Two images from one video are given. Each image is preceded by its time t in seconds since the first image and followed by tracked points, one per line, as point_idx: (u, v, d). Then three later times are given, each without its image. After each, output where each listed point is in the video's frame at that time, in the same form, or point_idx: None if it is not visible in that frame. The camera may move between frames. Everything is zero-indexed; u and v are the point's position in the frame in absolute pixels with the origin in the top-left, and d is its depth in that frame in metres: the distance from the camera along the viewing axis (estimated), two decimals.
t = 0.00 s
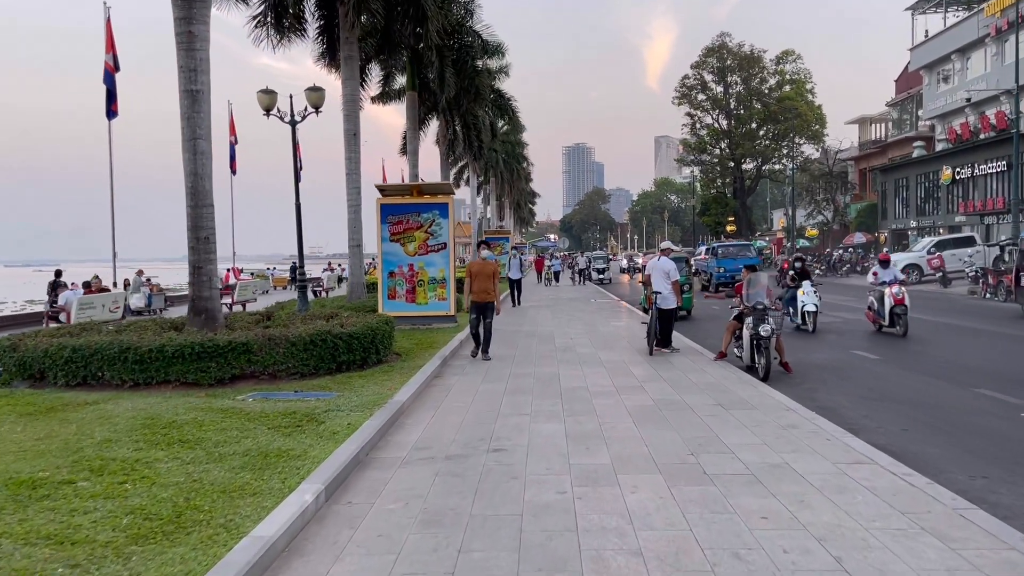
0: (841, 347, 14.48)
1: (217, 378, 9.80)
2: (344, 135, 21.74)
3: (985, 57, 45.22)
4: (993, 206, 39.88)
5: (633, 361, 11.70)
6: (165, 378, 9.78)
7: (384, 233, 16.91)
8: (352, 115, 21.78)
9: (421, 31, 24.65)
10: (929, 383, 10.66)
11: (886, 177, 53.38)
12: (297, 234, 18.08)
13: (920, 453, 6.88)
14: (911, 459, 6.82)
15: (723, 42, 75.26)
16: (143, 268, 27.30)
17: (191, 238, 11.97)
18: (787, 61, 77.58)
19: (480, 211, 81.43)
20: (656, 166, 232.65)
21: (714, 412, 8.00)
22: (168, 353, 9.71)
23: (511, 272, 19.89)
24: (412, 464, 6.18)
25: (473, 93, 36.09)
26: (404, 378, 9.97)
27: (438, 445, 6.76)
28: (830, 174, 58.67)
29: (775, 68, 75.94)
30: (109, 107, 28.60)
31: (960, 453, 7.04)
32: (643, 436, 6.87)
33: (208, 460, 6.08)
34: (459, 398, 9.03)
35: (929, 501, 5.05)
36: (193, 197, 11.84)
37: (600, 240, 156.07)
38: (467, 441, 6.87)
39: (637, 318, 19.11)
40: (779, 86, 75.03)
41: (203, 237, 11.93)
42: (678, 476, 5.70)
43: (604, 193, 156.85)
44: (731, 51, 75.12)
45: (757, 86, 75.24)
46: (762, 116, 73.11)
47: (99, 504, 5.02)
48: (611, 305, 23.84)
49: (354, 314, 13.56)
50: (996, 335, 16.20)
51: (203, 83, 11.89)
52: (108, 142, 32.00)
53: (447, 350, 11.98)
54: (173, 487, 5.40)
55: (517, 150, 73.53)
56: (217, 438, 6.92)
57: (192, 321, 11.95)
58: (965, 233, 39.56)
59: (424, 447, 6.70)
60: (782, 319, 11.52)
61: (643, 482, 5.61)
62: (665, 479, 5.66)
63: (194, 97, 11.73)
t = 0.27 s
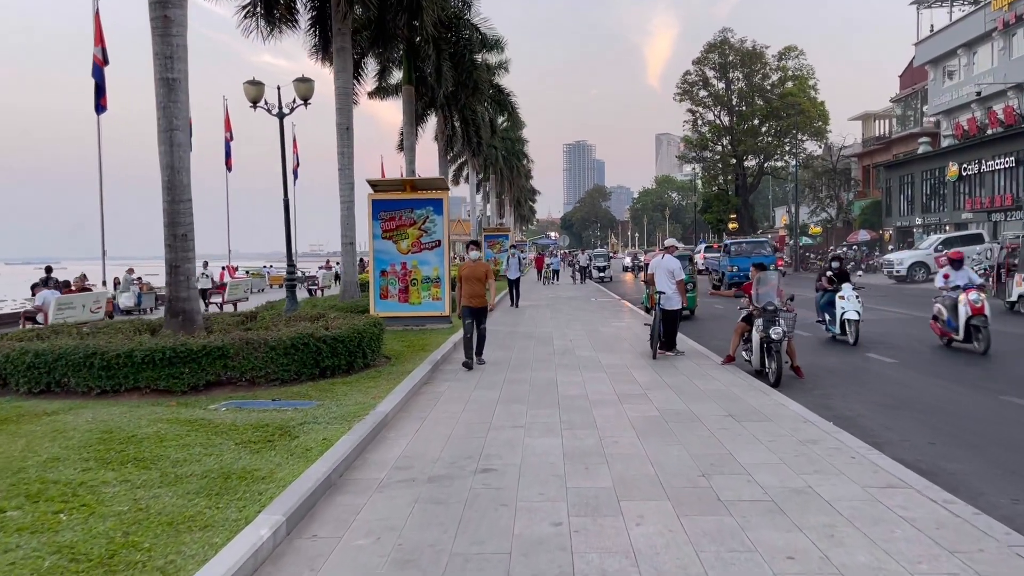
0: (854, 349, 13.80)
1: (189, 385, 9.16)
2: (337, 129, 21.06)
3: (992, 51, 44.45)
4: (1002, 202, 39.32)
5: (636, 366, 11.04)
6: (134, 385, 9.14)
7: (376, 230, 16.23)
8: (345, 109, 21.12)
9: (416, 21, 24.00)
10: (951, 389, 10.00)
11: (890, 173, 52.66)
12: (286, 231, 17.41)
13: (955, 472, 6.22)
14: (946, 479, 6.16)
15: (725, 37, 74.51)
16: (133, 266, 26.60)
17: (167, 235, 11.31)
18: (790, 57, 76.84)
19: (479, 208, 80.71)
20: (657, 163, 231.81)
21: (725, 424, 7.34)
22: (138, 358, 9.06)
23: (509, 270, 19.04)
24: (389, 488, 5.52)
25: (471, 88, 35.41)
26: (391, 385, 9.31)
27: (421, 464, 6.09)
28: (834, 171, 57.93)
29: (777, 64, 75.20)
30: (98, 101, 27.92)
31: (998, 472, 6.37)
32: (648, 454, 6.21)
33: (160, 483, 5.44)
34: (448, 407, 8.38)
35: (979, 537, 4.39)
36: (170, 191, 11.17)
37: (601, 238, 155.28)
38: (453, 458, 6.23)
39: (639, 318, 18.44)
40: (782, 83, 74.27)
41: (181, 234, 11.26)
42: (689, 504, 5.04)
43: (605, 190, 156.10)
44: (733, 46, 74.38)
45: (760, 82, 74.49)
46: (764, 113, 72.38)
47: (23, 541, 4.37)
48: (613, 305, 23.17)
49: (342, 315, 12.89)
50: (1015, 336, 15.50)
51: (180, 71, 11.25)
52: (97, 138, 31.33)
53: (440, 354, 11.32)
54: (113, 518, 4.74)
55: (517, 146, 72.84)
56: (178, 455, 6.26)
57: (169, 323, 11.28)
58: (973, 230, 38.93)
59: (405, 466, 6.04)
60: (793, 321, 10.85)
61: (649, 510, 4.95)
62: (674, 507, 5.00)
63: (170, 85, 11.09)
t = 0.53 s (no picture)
0: (869, 353, 13.13)
1: (160, 395, 8.50)
2: (329, 124, 20.40)
3: (999, 46, 43.72)
4: (1010, 199, 38.59)
5: (640, 372, 10.39)
6: (100, 394, 8.49)
7: (368, 227, 15.55)
8: (338, 102, 20.45)
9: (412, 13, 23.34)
10: (978, 398, 9.33)
11: (895, 171, 51.97)
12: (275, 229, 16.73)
13: (1001, 498, 5.55)
14: (990, 506, 5.49)
15: (727, 34, 73.81)
16: (121, 265, 25.89)
17: (142, 233, 10.63)
18: (792, 53, 76.13)
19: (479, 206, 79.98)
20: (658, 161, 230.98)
21: (740, 440, 6.69)
22: (103, 366, 8.40)
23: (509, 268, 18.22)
24: (364, 520, 4.86)
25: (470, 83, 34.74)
26: (377, 393, 8.66)
27: (402, 490, 5.43)
28: (837, 169, 57.21)
29: (779, 61, 74.50)
30: (86, 97, 27.28)
31: None
32: (657, 477, 5.56)
33: (103, 515, 4.79)
34: (438, 418, 7.74)
35: None
36: (144, 186, 10.50)
37: (601, 236, 154.57)
38: (439, 482, 5.57)
39: (642, 319, 17.76)
40: (784, 79, 73.56)
41: (156, 232, 10.59)
42: (706, 541, 4.39)
43: (605, 188, 155.35)
44: (735, 43, 73.68)
45: (762, 78, 73.79)
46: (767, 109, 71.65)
47: None
48: (614, 305, 22.51)
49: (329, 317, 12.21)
50: None
51: (156, 58, 10.59)
52: (87, 134, 30.66)
53: (432, 359, 10.66)
54: (37, 562, 4.07)
55: (516, 144, 72.14)
56: (131, 477, 5.61)
57: (143, 327, 10.60)
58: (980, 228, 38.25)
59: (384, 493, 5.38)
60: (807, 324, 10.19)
61: (660, 549, 4.29)
62: (689, 545, 4.34)
63: (145, 73, 10.44)
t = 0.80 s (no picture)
0: (885, 358, 12.46)
1: (125, 405, 7.85)
2: (321, 118, 19.74)
3: (1007, 41, 42.98)
4: (1017, 197, 37.91)
5: (645, 379, 9.71)
6: (60, 405, 7.84)
7: (358, 225, 14.91)
8: (331, 96, 19.78)
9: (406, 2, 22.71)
10: (1010, 408, 8.66)
11: (900, 168, 51.27)
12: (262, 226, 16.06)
13: None
14: None
15: (729, 30, 73.11)
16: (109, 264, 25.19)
17: (113, 230, 9.96)
18: (795, 50, 75.45)
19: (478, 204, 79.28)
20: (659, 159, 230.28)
21: (758, 459, 6.02)
22: (63, 374, 7.75)
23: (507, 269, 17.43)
24: (330, 560, 4.21)
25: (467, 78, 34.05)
26: (361, 403, 7.99)
27: (378, 522, 4.78)
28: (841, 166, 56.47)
29: (782, 57, 73.79)
30: (75, 91, 26.64)
31: None
32: (668, 507, 4.91)
33: (28, 555, 4.14)
34: (425, 432, 7.07)
35: None
36: (115, 180, 9.84)
37: (602, 234, 153.83)
38: (420, 511, 4.91)
39: (645, 321, 17.08)
40: (787, 76, 72.83)
41: (128, 229, 9.92)
42: None
43: (606, 187, 154.78)
44: (737, 39, 72.99)
45: (764, 75, 73.08)
46: (769, 106, 71.00)
47: None
48: (616, 305, 21.80)
49: (316, 320, 11.53)
50: None
51: (128, 43, 9.95)
52: (76, 129, 30.02)
53: (423, 365, 9.99)
54: None
55: (517, 141, 71.48)
56: (71, 505, 4.96)
57: (115, 330, 9.92)
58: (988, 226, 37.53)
59: (358, 525, 4.72)
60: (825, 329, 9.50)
61: None
62: None
63: (115, 59, 9.81)
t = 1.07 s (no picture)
0: (903, 364, 11.76)
1: (83, 419, 7.19)
2: (313, 112, 19.05)
3: (1015, 36, 42.24)
4: None
5: (650, 388, 9.03)
6: (13, 419, 7.19)
7: (348, 223, 14.23)
8: (322, 89, 19.08)
9: None
10: None
11: (905, 166, 50.53)
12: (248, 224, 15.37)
13: None
14: None
15: (731, 27, 72.38)
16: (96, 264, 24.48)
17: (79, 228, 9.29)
18: (798, 47, 74.71)
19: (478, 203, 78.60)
20: (660, 158, 229.46)
21: (781, 486, 5.35)
22: (14, 386, 7.09)
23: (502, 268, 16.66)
24: None
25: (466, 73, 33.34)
26: (340, 417, 7.32)
27: (344, 567, 4.10)
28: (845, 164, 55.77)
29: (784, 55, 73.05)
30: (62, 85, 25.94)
31: None
32: (681, 549, 4.23)
33: None
34: (409, 451, 6.40)
35: None
36: (81, 173, 9.18)
37: (602, 233, 153.16)
38: (393, 554, 4.24)
39: (647, 323, 16.39)
40: (789, 73, 72.13)
41: (95, 227, 9.25)
42: None
43: (607, 186, 154.08)
44: (739, 36, 72.26)
45: (766, 72, 72.38)
46: (771, 104, 70.29)
47: None
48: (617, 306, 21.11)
49: (300, 323, 10.86)
50: None
51: (95, 27, 9.29)
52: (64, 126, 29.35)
53: (411, 373, 9.31)
54: None
55: (517, 139, 70.79)
56: None
57: (82, 336, 9.25)
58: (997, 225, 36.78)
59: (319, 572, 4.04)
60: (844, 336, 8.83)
61: None
62: None
63: (81, 44, 9.16)
